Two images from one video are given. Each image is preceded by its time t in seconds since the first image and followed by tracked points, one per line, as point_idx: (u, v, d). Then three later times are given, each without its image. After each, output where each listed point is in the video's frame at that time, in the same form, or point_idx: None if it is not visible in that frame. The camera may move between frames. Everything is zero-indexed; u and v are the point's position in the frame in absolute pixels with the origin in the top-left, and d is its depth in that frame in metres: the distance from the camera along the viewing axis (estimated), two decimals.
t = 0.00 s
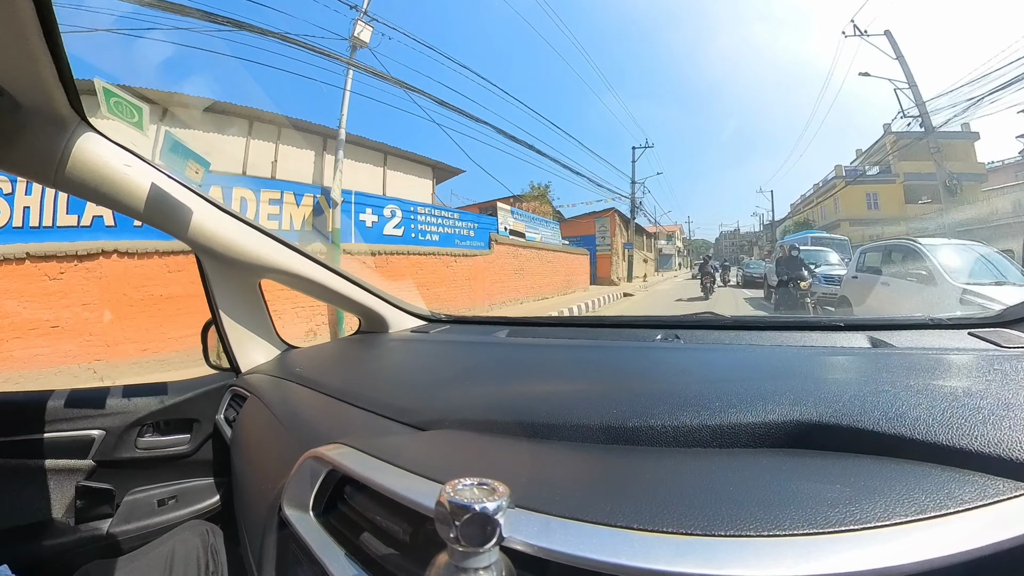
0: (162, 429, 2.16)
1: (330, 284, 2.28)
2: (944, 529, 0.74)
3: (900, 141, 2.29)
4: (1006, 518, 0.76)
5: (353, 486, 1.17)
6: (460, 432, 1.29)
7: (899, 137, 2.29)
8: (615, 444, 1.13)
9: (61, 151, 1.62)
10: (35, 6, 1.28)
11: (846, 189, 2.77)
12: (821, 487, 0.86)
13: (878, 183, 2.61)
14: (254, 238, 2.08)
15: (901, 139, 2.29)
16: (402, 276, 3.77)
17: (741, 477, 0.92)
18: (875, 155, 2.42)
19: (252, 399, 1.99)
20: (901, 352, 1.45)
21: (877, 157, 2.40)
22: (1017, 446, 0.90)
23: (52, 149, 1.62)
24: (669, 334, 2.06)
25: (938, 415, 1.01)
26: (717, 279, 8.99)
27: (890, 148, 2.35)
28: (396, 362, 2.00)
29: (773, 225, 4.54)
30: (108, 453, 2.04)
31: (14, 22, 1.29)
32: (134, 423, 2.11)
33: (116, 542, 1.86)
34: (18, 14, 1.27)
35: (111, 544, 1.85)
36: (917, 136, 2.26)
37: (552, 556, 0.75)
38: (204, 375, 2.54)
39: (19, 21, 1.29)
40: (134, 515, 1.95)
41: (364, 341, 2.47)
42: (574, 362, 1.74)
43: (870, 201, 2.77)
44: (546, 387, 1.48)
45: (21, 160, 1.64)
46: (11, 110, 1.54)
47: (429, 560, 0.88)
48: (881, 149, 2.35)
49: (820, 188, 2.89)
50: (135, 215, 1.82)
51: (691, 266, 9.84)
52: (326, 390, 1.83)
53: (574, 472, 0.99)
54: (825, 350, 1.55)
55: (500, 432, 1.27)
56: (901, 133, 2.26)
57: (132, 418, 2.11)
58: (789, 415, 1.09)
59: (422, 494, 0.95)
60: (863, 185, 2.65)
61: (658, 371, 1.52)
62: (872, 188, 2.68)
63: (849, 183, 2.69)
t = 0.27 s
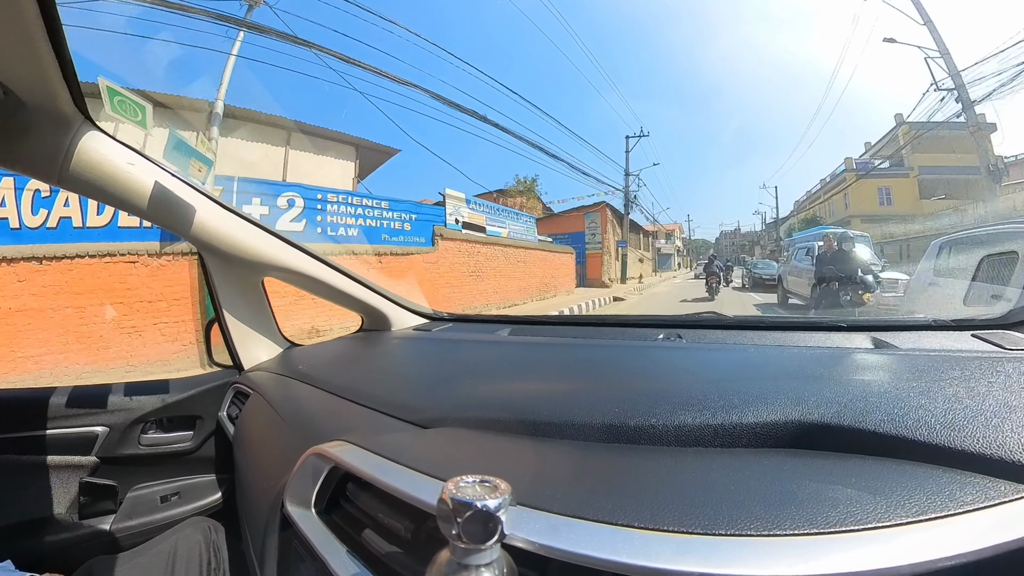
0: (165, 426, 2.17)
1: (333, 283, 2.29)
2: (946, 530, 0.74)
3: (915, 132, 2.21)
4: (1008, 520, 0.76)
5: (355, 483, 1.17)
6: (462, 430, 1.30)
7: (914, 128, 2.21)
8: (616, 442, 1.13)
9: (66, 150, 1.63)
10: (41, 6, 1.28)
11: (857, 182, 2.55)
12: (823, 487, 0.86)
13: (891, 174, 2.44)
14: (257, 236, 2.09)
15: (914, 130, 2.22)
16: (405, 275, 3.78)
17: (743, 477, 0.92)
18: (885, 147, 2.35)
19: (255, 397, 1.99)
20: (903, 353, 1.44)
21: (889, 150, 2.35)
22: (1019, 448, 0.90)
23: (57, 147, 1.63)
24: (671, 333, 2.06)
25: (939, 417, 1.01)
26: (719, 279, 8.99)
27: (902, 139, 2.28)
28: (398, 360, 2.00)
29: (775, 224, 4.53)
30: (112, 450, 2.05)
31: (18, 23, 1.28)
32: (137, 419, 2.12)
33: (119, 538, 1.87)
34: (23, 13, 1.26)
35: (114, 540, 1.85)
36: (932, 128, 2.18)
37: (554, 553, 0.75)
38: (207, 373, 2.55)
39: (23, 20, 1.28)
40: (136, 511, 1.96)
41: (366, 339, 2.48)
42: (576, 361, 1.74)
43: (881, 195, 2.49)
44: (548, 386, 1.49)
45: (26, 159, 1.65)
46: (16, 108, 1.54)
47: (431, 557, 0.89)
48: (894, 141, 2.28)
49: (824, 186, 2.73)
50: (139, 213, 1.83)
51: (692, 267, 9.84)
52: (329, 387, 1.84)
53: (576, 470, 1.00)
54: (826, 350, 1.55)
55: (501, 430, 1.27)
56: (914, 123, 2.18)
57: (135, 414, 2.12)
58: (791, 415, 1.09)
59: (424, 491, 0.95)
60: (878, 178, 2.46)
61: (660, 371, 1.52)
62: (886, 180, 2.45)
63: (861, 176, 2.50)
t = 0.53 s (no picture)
0: (168, 421, 2.18)
1: (337, 281, 2.29)
2: (946, 535, 0.74)
3: (928, 120, 2.20)
4: (1011, 526, 0.75)
5: (356, 480, 1.18)
6: (464, 429, 1.30)
7: (928, 116, 2.19)
8: (617, 443, 1.13)
9: (72, 147, 1.65)
10: (47, 6, 1.28)
11: (869, 176, 2.58)
12: (824, 490, 0.86)
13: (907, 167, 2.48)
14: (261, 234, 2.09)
15: (927, 119, 2.20)
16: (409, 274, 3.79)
17: (743, 479, 0.92)
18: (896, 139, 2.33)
19: (257, 393, 2.00)
20: (908, 356, 1.44)
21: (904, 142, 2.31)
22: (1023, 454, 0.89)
23: (63, 144, 1.64)
24: (674, 334, 2.06)
25: (943, 421, 1.01)
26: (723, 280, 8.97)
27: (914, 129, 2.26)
28: (401, 359, 2.01)
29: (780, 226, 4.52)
30: (115, 445, 2.07)
31: (26, 21, 1.28)
32: (141, 415, 2.13)
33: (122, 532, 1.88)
34: (28, 12, 1.26)
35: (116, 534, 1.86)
36: (943, 117, 2.17)
37: (553, 553, 0.75)
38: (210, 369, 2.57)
39: (30, 19, 1.28)
40: (139, 505, 1.97)
41: (370, 337, 2.48)
42: (578, 361, 1.74)
43: (895, 188, 2.52)
44: (550, 386, 1.48)
45: (33, 155, 1.67)
46: (22, 106, 1.54)
47: (430, 555, 0.89)
48: (908, 131, 2.26)
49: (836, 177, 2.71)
50: (144, 210, 1.84)
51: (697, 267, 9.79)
52: (332, 385, 1.84)
53: (577, 470, 1.00)
54: (829, 353, 1.54)
55: (503, 429, 1.28)
56: (927, 112, 2.16)
57: (139, 410, 2.13)
58: (793, 418, 1.09)
59: (425, 489, 0.95)
60: (891, 170, 2.48)
61: (662, 372, 1.51)
62: (900, 174, 2.49)
63: (875, 168, 2.53)
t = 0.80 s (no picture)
0: (172, 419, 2.19)
1: (341, 280, 2.30)
2: (953, 540, 0.73)
3: (944, 108, 2.00)
4: (1020, 531, 0.74)
5: (359, 480, 1.18)
6: (467, 429, 1.30)
7: (943, 104, 2.00)
8: (621, 444, 1.12)
9: (78, 147, 1.65)
10: (53, 6, 1.29)
11: (883, 167, 2.39)
12: (828, 493, 0.85)
13: (923, 160, 2.39)
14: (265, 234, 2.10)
15: (942, 107, 2.00)
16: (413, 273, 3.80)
17: (746, 481, 0.91)
18: (908, 133, 2.12)
19: (261, 392, 2.01)
20: (914, 359, 1.42)
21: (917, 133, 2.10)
22: None
23: (69, 144, 1.64)
24: (678, 334, 2.06)
25: (950, 425, 1.00)
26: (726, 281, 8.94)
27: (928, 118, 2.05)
28: (404, 358, 2.01)
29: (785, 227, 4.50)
30: (119, 442, 2.08)
31: (32, 21, 1.29)
32: (145, 413, 2.14)
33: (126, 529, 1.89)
34: (36, 12, 1.28)
35: (121, 530, 1.87)
36: (961, 105, 1.98)
37: (556, 555, 0.75)
38: (215, 368, 2.58)
39: (36, 18, 1.29)
40: (143, 502, 1.98)
41: (373, 336, 2.49)
42: (581, 362, 1.74)
43: (911, 180, 2.48)
44: (554, 386, 1.48)
45: (38, 155, 1.67)
46: (29, 107, 1.55)
47: (433, 556, 0.89)
48: (924, 121, 2.04)
49: (849, 170, 2.52)
50: (149, 209, 1.85)
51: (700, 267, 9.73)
52: (335, 384, 1.84)
53: (579, 472, 1.00)
54: (835, 355, 1.53)
55: (506, 429, 1.27)
56: (943, 100, 1.96)
57: (143, 408, 2.14)
58: (797, 420, 1.08)
59: (428, 489, 0.95)
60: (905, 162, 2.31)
61: (666, 373, 1.51)
62: (916, 167, 2.41)
63: (888, 159, 2.32)
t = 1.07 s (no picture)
0: (177, 419, 2.20)
1: (344, 280, 2.31)
2: (956, 538, 0.73)
3: (963, 94, 1.87)
4: None
5: (364, 478, 1.18)
6: (472, 428, 1.30)
7: (963, 90, 1.88)
8: (624, 442, 1.13)
9: (83, 150, 1.67)
10: (56, 10, 1.30)
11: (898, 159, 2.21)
12: (832, 491, 0.85)
13: (943, 151, 2.06)
14: (268, 235, 2.11)
15: (961, 92, 1.88)
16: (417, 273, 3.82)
17: (750, 479, 0.92)
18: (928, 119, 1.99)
19: (265, 392, 2.01)
20: (918, 357, 1.42)
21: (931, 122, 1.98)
22: None
23: (73, 146, 1.66)
24: (681, 334, 2.06)
25: (954, 423, 1.00)
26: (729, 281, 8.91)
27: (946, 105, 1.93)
28: (408, 358, 2.01)
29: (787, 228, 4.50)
30: (125, 442, 2.09)
31: (36, 24, 1.30)
32: (150, 413, 2.15)
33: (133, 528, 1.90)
34: (39, 16, 1.29)
35: (126, 529, 1.88)
36: (982, 91, 1.82)
37: (560, 551, 0.75)
38: (219, 368, 2.59)
39: (40, 22, 1.30)
40: (148, 502, 1.99)
41: (377, 336, 2.49)
42: (584, 361, 1.74)
43: (928, 172, 2.17)
44: (557, 385, 1.49)
45: (43, 158, 1.69)
46: (34, 110, 1.56)
47: (438, 553, 0.89)
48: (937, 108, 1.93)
49: (861, 160, 2.42)
50: (153, 211, 1.86)
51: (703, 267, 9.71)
52: (339, 383, 1.85)
53: (583, 469, 1.00)
54: (840, 354, 1.52)
55: (509, 428, 1.28)
56: (960, 83, 1.86)
57: (148, 408, 2.15)
58: (800, 418, 1.08)
59: (433, 487, 0.96)
60: (922, 155, 2.11)
61: (669, 372, 1.51)
62: (933, 158, 2.12)
63: (905, 150, 2.16)
